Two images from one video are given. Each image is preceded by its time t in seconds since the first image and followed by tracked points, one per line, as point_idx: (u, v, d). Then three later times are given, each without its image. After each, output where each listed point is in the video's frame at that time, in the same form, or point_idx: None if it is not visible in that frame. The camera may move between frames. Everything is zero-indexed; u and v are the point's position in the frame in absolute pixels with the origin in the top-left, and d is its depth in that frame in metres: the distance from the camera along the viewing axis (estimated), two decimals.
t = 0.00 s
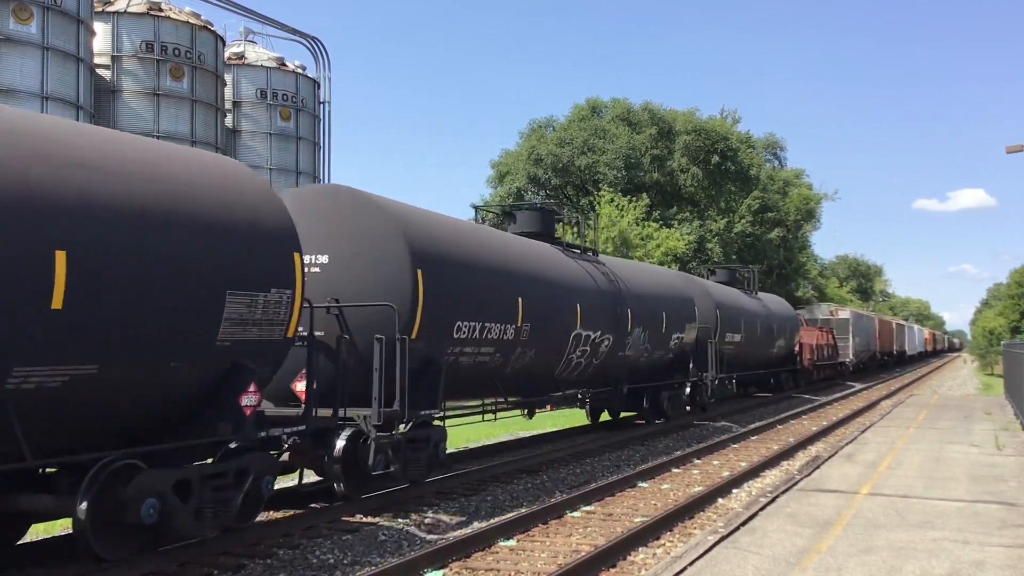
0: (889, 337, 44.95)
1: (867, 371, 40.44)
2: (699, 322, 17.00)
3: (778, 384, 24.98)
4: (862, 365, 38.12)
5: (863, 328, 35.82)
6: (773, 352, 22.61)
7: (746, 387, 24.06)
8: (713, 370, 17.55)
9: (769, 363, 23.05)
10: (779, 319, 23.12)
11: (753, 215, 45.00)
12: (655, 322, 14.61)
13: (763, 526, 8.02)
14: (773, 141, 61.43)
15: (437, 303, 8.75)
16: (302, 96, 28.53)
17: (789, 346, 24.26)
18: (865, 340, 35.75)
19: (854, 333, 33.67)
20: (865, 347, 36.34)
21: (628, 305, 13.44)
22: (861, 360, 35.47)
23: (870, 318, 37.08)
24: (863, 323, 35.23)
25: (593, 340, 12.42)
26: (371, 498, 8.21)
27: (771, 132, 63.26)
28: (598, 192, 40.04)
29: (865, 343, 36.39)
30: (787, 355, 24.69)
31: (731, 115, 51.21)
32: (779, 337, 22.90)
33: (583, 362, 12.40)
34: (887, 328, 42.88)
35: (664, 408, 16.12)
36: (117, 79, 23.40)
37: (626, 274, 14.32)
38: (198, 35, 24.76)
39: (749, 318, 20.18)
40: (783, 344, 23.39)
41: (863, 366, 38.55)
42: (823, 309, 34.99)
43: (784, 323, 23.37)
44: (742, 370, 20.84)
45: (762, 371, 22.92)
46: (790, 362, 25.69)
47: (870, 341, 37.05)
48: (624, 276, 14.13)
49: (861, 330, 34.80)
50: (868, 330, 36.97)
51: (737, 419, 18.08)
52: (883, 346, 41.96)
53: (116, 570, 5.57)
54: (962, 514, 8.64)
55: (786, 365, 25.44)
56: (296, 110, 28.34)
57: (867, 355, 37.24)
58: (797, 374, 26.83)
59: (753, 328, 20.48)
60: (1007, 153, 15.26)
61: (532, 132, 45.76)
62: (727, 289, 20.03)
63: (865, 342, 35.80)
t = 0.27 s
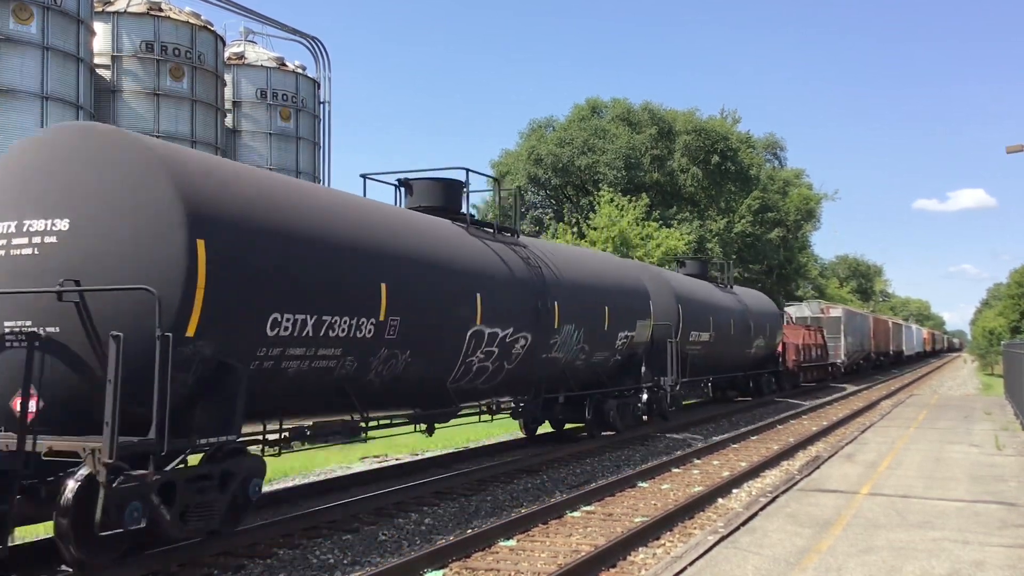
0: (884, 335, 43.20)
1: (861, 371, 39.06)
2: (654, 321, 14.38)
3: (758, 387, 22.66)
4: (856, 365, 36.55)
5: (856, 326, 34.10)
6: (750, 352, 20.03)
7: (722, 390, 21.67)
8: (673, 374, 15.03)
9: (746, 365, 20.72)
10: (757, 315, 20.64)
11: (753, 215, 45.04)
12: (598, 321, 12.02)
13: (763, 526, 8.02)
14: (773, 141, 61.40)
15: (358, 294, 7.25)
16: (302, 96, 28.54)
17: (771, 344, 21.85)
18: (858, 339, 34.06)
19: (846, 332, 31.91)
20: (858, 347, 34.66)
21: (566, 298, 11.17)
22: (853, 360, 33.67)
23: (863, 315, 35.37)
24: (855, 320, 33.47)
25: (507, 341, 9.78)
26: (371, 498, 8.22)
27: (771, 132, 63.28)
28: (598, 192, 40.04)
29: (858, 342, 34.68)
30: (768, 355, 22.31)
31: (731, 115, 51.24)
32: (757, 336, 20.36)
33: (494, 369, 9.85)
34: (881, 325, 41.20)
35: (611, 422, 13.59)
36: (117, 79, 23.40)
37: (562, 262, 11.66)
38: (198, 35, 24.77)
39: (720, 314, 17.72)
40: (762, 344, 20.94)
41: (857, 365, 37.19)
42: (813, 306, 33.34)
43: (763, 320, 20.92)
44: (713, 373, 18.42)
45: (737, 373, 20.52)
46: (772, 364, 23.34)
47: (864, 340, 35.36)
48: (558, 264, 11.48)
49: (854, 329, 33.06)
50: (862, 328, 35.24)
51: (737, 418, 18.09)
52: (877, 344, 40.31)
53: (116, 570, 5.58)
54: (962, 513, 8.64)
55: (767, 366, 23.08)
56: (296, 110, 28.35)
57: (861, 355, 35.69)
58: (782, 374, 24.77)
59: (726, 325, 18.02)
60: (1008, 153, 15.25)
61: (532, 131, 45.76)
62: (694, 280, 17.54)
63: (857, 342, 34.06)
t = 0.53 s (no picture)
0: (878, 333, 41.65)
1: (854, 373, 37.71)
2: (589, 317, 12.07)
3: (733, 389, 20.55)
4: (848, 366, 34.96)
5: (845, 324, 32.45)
6: (717, 353, 17.73)
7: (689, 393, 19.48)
8: (617, 379, 12.73)
9: (717, 367, 18.59)
10: (727, 311, 18.38)
11: (753, 215, 45.03)
12: (510, 316, 9.81)
13: (763, 526, 8.02)
14: (773, 141, 61.40)
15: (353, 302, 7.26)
16: (302, 96, 28.53)
17: (745, 343, 19.67)
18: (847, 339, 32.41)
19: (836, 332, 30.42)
20: (848, 347, 33.05)
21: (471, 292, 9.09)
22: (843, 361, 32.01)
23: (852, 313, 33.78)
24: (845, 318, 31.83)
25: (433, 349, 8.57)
26: (371, 498, 8.21)
27: (771, 132, 63.39)
28: (598, 192, 40.03)
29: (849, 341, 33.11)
30: (743, 356, 20.10)
31: (731, 115, 51.40)
32: (726, 334, 18.13)
33: (346, 378, 7.55)
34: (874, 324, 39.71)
35: (535, 438, 11.32)
36: (117, 79, 23.39)
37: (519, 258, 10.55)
38: (198, 35, 24.76)
39: (681, 310, 15.53)
40: (734, 344, 18.79)
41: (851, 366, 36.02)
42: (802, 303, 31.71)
43: (734, 317, 18.65)
44: (674, 375, 16.17)
45: (707, 375, 18.29)
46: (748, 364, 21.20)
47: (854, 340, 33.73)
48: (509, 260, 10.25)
49: (843, 328, 31.37)
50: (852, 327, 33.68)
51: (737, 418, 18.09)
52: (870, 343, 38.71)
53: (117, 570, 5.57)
54: (963, 513, 8.64)
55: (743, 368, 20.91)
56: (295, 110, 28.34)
57: (851, 356, 34.16)
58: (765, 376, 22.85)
59: (689, 322, 15.83)
60: (1008, 152, 15.25)
61: (532, 131, 45.77)
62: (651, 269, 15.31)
63: (847, 342, 32.38)
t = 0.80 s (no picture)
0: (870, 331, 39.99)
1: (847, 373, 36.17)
2: (499, 313, 10.04)
3: (701, 395, 18.47)
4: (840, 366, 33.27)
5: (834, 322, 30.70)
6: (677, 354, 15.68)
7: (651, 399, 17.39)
8: (541, 387, 10.64)
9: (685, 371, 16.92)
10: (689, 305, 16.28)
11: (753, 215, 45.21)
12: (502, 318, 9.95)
13: (763, 526, 8.02)
14: (773, 141, 61.42)
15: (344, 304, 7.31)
16: (302, 96, 28.54)
17: (714, 341, 17.70)
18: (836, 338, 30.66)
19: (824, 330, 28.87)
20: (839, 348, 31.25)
21: (385, 280, 7.83)
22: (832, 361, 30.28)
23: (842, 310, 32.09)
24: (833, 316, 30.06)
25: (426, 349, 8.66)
26: (371, 498, 8.22)
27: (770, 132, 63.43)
28: (598, 192, 40.02)
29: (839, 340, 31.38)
30: (711, 357, 18.05)
31: (731, 115, 51.46)
32: (690, 332, 16.06)
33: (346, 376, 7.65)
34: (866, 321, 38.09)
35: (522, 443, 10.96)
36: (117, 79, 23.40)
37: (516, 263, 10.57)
38: (198, 35, 24.77)
39: (632, 303, 13.63)
40: (703, 344, 16.88)
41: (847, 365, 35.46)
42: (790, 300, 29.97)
43: (699, 313, 16.60)
44: (623, 379, 14.09)
45: (670, 378, 16.24)
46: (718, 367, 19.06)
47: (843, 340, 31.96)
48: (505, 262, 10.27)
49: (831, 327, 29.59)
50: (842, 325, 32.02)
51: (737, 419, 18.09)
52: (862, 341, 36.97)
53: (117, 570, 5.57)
54: (963, 513, 8.64)
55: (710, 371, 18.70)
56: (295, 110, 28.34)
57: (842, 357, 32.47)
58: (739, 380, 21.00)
59: (641, 317, 13.84)
60: (1008, 152, 15.26)
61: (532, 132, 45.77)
62: (594, 257, 13.42)
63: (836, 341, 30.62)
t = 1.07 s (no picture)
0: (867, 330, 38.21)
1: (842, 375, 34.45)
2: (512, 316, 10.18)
3: (661, 401, 16.42)
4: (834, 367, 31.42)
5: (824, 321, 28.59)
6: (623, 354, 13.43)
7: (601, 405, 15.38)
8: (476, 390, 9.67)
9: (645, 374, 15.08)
10: (639, 298, 14.02)
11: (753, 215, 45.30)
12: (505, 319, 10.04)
13: (763, 526, 8.02)
14: (773, 141, 61.41)
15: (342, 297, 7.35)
16: (302, 96, 28.55)
17: (675, 341, 15.55)
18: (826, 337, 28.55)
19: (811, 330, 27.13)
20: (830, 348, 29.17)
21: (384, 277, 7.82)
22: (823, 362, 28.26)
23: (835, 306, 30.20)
24: (822, 313, 28.03)
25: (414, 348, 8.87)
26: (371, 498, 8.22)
27: (770, 132, 63.42)
28: (598, 192, 40.01)
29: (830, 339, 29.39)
30: (673, 359, 15.92)
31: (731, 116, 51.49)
32: (642, 328, 13.82)
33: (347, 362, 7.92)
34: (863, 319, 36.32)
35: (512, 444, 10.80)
36: (117, 79, 23.40)
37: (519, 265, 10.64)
38: (198, 35, 24.77)
39: (563, 293, 11.42)
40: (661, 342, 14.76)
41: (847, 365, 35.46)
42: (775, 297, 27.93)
43: (654, 306, 14.42)
44: (551, 390, 11.97)
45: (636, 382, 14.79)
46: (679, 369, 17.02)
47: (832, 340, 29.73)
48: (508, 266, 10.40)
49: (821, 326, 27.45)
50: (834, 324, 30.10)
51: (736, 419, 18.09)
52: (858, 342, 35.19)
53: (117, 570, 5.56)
54: (963, 513, 8.64)
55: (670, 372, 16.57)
56: (295, 110, 28.35)
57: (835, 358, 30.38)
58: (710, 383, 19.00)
59: (577, 309, 11.66)
60: (1008, 152, 15.24)
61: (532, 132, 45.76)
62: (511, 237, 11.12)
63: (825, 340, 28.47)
